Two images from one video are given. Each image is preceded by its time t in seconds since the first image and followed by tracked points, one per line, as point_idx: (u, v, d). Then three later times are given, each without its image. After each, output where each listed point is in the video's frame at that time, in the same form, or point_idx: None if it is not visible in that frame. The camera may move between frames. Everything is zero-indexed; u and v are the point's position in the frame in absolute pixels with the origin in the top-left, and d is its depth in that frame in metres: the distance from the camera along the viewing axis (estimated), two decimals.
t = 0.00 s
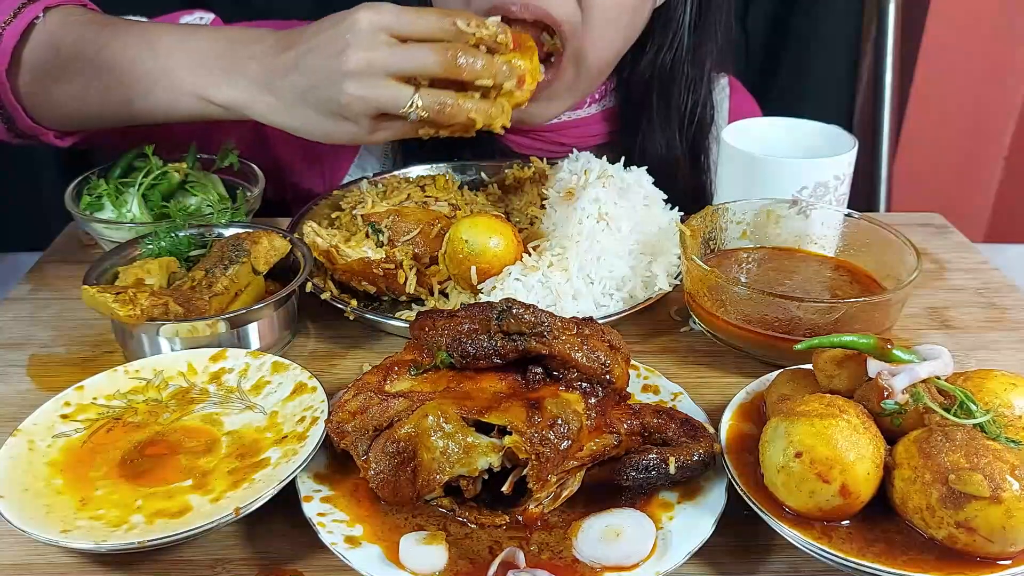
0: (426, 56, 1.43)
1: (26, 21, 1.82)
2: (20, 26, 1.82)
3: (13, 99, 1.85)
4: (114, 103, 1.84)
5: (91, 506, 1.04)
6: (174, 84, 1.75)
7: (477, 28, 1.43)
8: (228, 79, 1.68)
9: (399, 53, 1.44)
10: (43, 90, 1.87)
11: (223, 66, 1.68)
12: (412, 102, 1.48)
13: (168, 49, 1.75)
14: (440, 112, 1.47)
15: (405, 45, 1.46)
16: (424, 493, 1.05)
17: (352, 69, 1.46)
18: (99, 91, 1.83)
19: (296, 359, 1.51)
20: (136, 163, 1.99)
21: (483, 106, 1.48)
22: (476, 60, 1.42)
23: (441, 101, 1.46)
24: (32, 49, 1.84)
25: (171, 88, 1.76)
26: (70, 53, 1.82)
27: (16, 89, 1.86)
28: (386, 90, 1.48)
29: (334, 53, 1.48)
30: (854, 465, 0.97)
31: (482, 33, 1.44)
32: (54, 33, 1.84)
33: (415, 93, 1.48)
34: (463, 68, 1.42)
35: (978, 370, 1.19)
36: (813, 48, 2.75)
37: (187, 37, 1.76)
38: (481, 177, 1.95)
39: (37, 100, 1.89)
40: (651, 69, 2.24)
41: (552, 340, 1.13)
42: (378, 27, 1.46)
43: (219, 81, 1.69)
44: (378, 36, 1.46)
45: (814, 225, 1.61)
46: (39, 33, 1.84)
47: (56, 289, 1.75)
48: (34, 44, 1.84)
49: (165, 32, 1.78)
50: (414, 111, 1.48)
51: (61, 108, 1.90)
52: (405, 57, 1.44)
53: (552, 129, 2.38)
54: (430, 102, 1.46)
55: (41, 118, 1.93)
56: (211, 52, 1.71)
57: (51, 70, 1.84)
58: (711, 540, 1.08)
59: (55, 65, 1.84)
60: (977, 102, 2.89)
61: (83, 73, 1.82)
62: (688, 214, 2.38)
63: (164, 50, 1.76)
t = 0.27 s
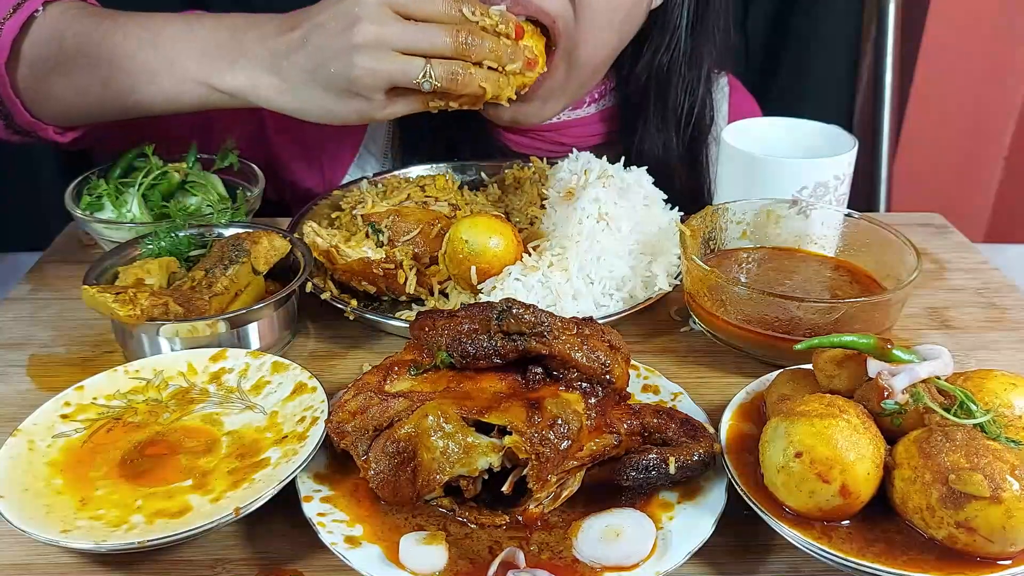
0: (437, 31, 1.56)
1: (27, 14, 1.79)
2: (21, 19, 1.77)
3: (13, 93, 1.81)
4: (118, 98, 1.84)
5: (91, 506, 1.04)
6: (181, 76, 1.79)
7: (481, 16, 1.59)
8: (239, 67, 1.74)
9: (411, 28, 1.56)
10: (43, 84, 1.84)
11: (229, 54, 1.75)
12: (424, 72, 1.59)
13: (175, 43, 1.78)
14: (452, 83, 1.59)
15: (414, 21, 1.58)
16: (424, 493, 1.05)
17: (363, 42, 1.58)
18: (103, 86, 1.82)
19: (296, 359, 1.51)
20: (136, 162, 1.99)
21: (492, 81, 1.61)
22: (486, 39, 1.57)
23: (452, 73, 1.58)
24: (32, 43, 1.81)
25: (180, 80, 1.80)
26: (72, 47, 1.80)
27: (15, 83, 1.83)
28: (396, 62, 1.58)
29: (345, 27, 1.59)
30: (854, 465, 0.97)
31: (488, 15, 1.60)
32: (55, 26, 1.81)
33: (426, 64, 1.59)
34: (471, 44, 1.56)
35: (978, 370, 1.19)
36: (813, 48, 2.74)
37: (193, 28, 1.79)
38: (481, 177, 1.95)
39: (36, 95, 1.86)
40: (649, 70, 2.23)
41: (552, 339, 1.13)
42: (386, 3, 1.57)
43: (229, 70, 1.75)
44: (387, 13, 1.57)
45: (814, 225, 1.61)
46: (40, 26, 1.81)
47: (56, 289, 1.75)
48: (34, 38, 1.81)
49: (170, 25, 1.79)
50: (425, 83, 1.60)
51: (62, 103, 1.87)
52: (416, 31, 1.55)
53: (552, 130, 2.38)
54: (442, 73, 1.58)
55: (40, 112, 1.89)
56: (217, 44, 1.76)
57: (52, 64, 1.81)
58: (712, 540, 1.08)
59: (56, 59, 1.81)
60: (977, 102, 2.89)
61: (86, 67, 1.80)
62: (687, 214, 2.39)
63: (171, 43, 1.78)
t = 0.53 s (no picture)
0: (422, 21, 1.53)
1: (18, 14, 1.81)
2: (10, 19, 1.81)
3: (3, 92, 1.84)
4: (107, 97, 1.84)
5: (91, 506, 1.04)
6: (171, 74, 1.77)
7: (469, 7, 1.57)
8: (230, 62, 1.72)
9: (397, 20, 1.53)
10: (35, 84, 1.86)
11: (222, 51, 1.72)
12: (411, 65, 1.56)
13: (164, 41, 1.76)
14: (440, 75, 1.57)
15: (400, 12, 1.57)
16: (424, 493, 1.05)
17: (349, 35, 1.55)
18: (92, 86, 1.82)
19: (296, 359, 1.51)
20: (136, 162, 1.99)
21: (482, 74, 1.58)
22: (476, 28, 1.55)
23: (440, 65, 1.56)
24: (23, 43, 1.83)
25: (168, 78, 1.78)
26: (61, 47, 1.81)
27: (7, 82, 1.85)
28: (383, 55, 1.56)
29: (331, 20, 1.57)
30: (854, 465, 0.97)
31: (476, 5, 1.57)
32: (45, 25, 1.82)
33: (413, 57, 1.56)
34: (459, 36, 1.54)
35: (978, 370, 1.19)
36: (813, 47, 2.74)
37: (183, 27, 1.76)
38: (481, 177, 1.95)
39: (28, 94, 1.88)
40: (647, 69, 2.23)
41: (552, 339, 1.13)
42: None
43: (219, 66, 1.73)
44: (373, 5, 1.55)
45: (814, 225, 1.61)
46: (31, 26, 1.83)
47: (57, 289, 1.75)
48: (24, 37, 1.83)
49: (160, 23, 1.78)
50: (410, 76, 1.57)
51: (54, 103, 1.89)
52: (402, 23, 1.53)
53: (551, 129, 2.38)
54: (430, 66, 1.56)
55: (32, 112, 1.91)
56: (208, 39, 1.74)
57: (42, 63, 1.83)
58: (712, 540, 1.08)
59: (45, 58, 1.82)
60: (977, 101, 2.89)
61: (75, 66, 1.81)
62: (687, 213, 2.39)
63: (159, 41, 1.76)
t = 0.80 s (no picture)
0: (429, 22, 1.55)
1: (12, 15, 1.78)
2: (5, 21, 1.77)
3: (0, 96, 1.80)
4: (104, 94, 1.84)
5: (91, 506, 1.04)
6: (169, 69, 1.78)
7: (476, 11, 1.57)
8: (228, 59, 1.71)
9: (404, 21, 1.55)
10: (27, 84, 1.83)
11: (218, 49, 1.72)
12: (415, 67, 1.58)
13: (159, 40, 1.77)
14: (443, 78, 1.57)
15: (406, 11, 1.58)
16: (424, 493, 1.05)
17: (353, 34, 1.56)
18: (88, 83, 1.82)
19: (296, 359, 1.51)
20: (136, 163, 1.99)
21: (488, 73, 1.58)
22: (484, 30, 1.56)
23: (444, 68, 1.57)
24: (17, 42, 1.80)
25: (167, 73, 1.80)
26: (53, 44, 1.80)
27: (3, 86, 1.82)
28: (389, 54, 1.57)
29: (336, 17, 1.58)
30: (854, 465, 0.97)
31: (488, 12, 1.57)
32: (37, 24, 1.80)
33: (418, 58, 1.57)
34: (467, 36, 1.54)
35: (978, 370, 1.19)
36: (813, 47, 2.74)
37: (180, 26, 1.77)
38: (481, 177, 1.95)
39: (21, 94, 1.85)
40: (647, 68, 2.25)
41: (552, 339, 1.13)
42: None
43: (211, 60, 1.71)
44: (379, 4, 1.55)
45: (814, 225, 1.61)
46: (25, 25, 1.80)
47: (56, 289, 1.75)
48: (18, 37, 1.80)
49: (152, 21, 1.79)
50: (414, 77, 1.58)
51: (47, 102, 1.87)
52: (409, 24, 1.54)
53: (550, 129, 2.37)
54: (434, 69, 1.57)
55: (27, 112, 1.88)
56: (202, 35, 1.74)
57: (36, 62, 1.81)
58: (711, 540, 1.08)
59: (39, 57, 1.80)
60: (977, 102, 2.89)
61: (69, 63, 1.80)
62: (688, 213, 2.39)
63: (155, 37, 1.77)
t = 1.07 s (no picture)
0: (447, 57, 1.56)
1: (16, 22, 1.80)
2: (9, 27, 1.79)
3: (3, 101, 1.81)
4: (104, 103, 1.83)
5: (91, 506, 1.04)
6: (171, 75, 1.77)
7: (491, 43, 1.58)
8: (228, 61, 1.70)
9: (422, 54, 1.55)
10: (30, 90, 1.83)
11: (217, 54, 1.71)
12: (430, 99, 1.60)
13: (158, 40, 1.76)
14: (455, 109, 1.61)
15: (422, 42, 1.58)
16: (424, 493, 1.05)
17: (373, 64, 1.57)
18: (89, 90, 1.80)
19: (295, 359, 1.51)
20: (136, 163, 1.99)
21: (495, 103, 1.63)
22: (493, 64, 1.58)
23: (457, 100, 1.60)
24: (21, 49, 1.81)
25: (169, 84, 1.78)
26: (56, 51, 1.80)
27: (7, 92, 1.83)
28: (404, 86, 1.59)
29: (356, 45, 1.57)
30: (854, 465, 0.97)
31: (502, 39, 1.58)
32: (42, 32, 1.81)
33: (433, 91, 1.59)
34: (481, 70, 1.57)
35: (978, 370, 1.19)
36: (813, 48, 2.74)
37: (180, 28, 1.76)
38: (481, 177, 1.95)
39: (26, 102, 1.85)
40: (647, 69, 2.25)
41: (552, 339, 1.13)
42: (399, 24, 1.55)
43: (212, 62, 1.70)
44: (397, 34, 1.56)
45: (814, 225, 1.61)
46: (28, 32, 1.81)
47: (57, 289, 1.76)
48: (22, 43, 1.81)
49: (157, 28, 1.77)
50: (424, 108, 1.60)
51: (48, 108, 1.86)
52: (427, 58, 1.56)
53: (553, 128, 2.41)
54: (447, 101, 1.60)
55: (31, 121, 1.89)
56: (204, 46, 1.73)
57: (39, 67, 1.81)
58: (711, 540, 1.08)
59: (42, 63, 1.81)
60: (977, 102, 2.89)
61: (70, 70, 1.79)
62: (689, 214, 2.38)
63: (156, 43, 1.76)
